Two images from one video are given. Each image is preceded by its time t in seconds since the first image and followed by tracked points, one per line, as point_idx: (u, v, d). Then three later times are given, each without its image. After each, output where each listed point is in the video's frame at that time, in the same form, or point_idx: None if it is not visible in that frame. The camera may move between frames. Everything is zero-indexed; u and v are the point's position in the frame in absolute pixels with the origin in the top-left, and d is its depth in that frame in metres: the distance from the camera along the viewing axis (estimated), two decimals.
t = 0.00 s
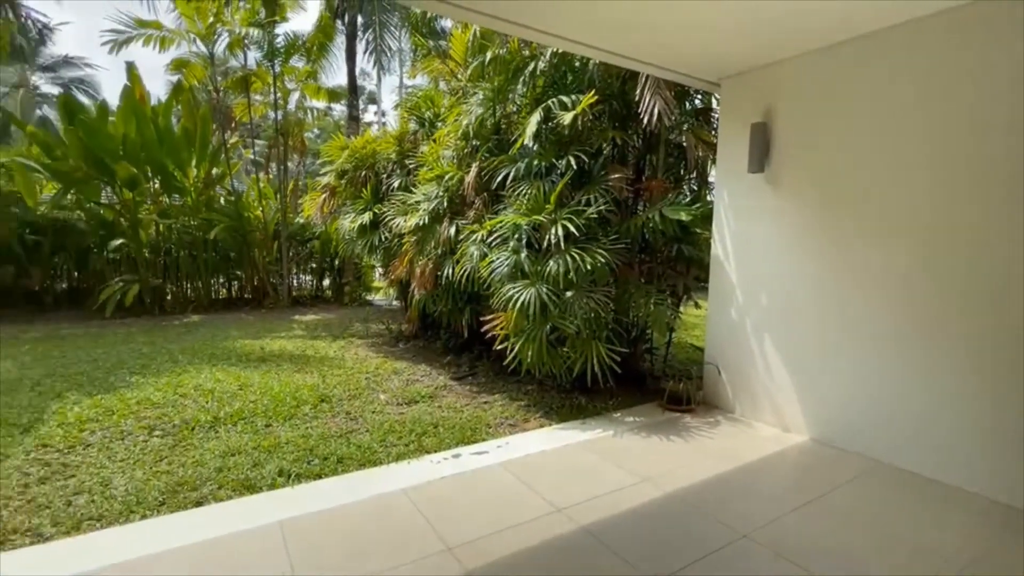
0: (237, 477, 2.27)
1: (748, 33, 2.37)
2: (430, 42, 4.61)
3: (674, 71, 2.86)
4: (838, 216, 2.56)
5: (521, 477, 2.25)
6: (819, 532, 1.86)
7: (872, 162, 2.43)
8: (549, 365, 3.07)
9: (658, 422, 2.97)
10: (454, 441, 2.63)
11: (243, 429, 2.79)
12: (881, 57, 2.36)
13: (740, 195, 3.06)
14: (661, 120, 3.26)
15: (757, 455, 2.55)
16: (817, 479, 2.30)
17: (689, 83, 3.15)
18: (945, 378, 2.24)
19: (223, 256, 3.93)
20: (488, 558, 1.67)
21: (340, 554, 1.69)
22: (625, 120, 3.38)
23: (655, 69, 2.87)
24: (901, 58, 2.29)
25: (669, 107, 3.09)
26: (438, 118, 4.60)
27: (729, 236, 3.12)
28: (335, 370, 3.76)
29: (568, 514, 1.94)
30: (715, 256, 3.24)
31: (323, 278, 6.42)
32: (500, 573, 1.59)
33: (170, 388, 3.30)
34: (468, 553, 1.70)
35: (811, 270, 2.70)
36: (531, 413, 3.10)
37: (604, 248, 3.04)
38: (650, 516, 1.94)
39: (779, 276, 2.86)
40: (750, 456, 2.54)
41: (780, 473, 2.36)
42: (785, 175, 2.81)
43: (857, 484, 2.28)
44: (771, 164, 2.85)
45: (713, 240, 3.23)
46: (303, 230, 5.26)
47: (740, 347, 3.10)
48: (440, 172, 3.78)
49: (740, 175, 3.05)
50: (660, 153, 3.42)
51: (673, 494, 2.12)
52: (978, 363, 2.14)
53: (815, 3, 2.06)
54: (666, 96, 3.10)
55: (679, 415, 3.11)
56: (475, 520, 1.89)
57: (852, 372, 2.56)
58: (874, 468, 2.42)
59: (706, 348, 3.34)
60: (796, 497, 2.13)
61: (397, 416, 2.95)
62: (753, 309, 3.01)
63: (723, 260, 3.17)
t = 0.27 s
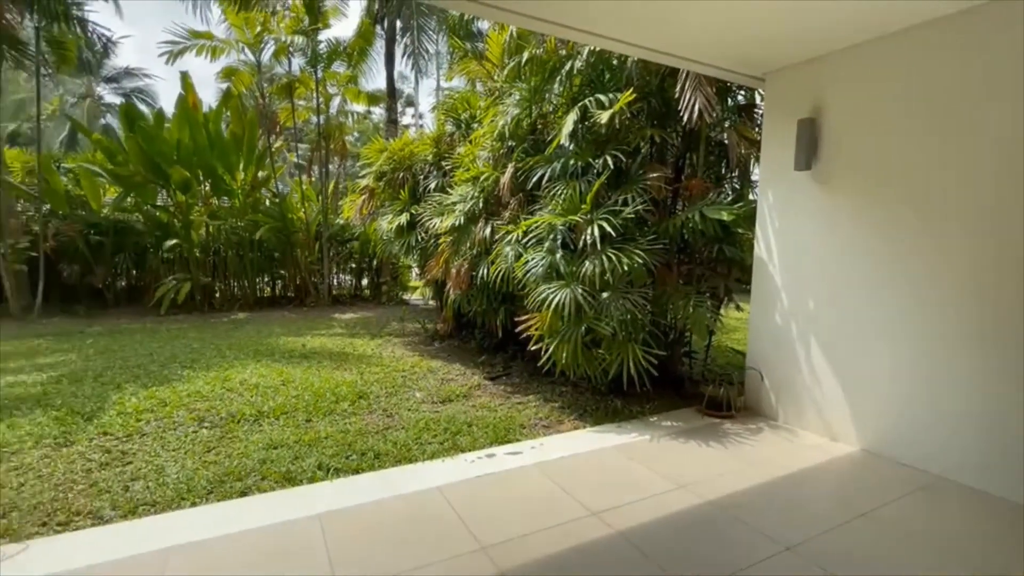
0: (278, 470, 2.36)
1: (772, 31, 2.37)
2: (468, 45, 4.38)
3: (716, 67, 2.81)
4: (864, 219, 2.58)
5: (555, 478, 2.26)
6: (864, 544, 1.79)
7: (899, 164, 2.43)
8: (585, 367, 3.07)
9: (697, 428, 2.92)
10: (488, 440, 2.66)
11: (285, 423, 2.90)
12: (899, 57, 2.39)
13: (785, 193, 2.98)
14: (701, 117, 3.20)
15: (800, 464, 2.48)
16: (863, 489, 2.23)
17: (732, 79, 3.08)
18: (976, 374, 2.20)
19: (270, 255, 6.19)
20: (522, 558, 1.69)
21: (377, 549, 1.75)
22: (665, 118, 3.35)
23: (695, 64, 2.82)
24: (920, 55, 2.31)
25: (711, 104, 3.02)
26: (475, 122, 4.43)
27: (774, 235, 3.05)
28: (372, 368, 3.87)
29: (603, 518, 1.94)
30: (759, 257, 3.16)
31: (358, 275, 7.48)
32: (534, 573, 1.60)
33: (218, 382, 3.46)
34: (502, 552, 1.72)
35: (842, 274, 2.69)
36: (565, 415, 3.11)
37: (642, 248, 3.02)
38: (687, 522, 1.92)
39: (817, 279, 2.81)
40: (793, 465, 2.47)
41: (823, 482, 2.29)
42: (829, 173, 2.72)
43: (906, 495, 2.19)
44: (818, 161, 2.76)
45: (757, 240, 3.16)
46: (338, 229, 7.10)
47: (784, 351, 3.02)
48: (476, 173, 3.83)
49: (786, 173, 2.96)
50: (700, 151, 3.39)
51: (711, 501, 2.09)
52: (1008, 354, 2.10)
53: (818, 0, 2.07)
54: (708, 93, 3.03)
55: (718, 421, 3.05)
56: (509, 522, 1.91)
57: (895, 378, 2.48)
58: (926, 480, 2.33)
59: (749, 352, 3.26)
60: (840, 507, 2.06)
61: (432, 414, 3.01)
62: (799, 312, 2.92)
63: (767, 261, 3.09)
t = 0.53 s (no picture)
0: (317, 463, 2.45)
1: (817, 26, 2.30)
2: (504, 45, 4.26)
3: (761, 61, 2.72)
4: (905, 224, 2.50)
5: (588, 481, 2.26)
6: (911, 560, 1.73)
7: (942, 164, 2.35)
8: (620, 368, 3.06)
9: (737, 434, 2.86)
10: (522, 441, 2.69)
11: (324, 418, 2.99)
12: (943, 51, 2.31)
13: (831, 191, 2.86)
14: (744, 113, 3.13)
15: (844, 473, 2.41)
16: (910, 502, 2.15)
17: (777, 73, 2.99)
18: None
19: (311, 254, 6.41)
20: (554, 560, 1.70)
21: (412, 545, 1.79)
22: (704, 114, 3.29)
23: (738, 59, 2.75)
24: (949, 52, 2.28)
25: (753, 99, 2.96)
26: (510, 122, 4.40)
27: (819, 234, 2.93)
28: (408, 365, 3.95)
29: (638, 523, 1.93)
30: (803, 257, 3.05)
31: (394, 274, 7.35)
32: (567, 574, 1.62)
33: (261, 376, 3.60)
34: (534, 553, 1.74)
35: (889, 282, 2.58)
36: (600, 417, 3.10)
37: (680, 249, 2.98)
38: (723, 530, 1.89)
39: (867, 280, 2.69)
40: (836, 474, 2.40)
41: (868, 493, 2.22)
42: (880, 169, 2.60)
43: (958, 510, 2.10)
44: (869, 156, 2.64)
45: (802, 240, 3.04)
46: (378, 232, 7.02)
47: (831, 356, 2.91)
48: (511, 173, 3.87)
49: (834, 170, 2.84)
50: (742, 148, 3.31)
51: (749, 509, 2.05)
52: None
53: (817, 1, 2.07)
54: (750, 88, 2.97)
55: (760, 428, 2.98)
56: (542, 523, 1.93)
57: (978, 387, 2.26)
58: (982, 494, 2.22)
59: (793, 357, 3.16)
60: (885, 520, 2.00)
61: (466, 413, 3.05)
62: (846, 315, 2.81)
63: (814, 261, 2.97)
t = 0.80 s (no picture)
0: (354, 457, 2.52)
1: (858, 19, 2.24)
2: (538, 43, 4.22)
3: (806, 53, 2.64)
4: (963, 222, 2.40)
5: (622, 483, 2.25)
6: None
7: (1003, 159, 2.25)
8: (655, 371, 3.03)
9: (777, 439, 2.79)
10: (554, 441, 2.70)
11: (361, 413, 3.07)
12: (1014, 38, 2.18)
13: (883, 188, 2.76)
14: (789, 108, 3.04)
15: (892, 483, 2.33)
16: (963, 515, 2.06)
17: (825, 66, 2.89)
18: None
19: (349, 254, 6.71)
20: (586, 562, 1.71)
21: (446, 542, 1.82)
22: (744, 110, 3.23)
23: (781, 52, 2.67)
24: (1009, 42, 2.19)
25: (798, 93, 2.87)
26: (545, 121, 4.45)
27: (870, 234, 2.82)
28: (441, 364, 4.01)
29: (674, 528, 1.92)
30: (852, 257, 2.95)
31: (427, 273, 7.57)
32: None
33: (301, 372, 3.72)
34: (567, 554, 1.76)
35: (942, 283, 2.49)
36: (634, 419, 3.09)
37: (719, 248, 2.93)
38: (762, 538, 1.86)
39: (923, 280, 2.58)
40: (883, 484, 2.32)
41: (916, 505, 2.14)
42: (939, 165, 2.49)
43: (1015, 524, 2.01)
44: (926, 151, 2.53)
45: (852, 239, 2.94)
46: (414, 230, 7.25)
47: (881, 361, 2.81)
48: (545, 172, 3.88)
49: (887, 167, 2.74)
50: (785, 144, 3.24)
51: (790, 518, 2.00)
52: None
53: (815, 1, 2.09)
54: (795, 81, 2.89)
55: (802, 434, 2.90)
56: (575, 524, 1.93)
57: None
58: None
59: (839, 362, 3.07)
60: (935, 533, 1.93)
61: (498, 412, 3.09)
62: (898, 318, 2.70)
63: (863, 261, 2.87)
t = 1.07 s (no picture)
0: (388, 454, 2.57)
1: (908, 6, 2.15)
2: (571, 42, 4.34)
3: (852, 43, 2.55)
4: None
5: (656, 487, 2.22)
6: None
7: None
8: (691, 373, 2.99)
9: (820, 446, 2.70)
10: (586, 442, 2.69)
11: (395, 410, 3.12)
12: None
13: (939, 184, 2.58)
14: (835, 102, 2.94)
15: (944, 492, 2.22)
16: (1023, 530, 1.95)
17: (874, 56, 2.77)
18: None
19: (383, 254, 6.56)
20: (617, 567, 1.70)
21: (477, 541, 1.85)
22: (788, 104, 3.14)
23: (825, 43, 2.58)
24: None
25: (845, 85, 2.78)
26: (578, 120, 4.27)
27: (925, 232, 2.65)
28: (473, 363, 4.06)
29: (709, 534, 1.88)
30: (905, 257, 2.78)
31: (461, 273, 7.18)
32: None
33: (338, 369, 3.81)
34: (598, 558, 1.75)
35: (1001, 287, 2.31)
36: (668, 422, 3.05)
37: (759, 248, 2.86)
38: (803, 548, 1.80)
39: (981, 284, 2.39)
40: (934, 492, 2.22)
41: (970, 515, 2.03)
42: (1000, 159, 2.30)
43: None
44: (985, 143, 2.34)
45: (904, 238, 2.78)
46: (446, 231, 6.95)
47: (933, 368, 2.65)
48: (578, 171, 3.87)
49: (943, 161, 2.56)
50: (831, 139, 3.13)
51: (832, 527, 1.93)
52: None
53: None
54: (841, 73, 2.79)
55: (848, 441, 2.79)
56: (606, 528, 1.93)
57: None
58: None
59: (887, 367, 2.92)
60: (991, 547, 1.82)
61: (530, 412, 3.10)
62: (954, 323, 2.53)
63: (916, 261, 2.71)
